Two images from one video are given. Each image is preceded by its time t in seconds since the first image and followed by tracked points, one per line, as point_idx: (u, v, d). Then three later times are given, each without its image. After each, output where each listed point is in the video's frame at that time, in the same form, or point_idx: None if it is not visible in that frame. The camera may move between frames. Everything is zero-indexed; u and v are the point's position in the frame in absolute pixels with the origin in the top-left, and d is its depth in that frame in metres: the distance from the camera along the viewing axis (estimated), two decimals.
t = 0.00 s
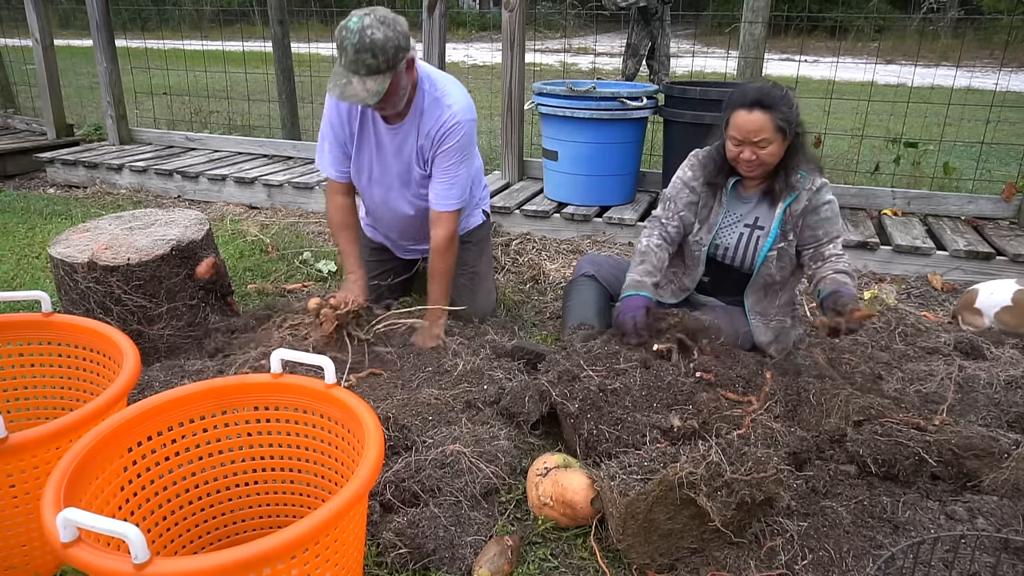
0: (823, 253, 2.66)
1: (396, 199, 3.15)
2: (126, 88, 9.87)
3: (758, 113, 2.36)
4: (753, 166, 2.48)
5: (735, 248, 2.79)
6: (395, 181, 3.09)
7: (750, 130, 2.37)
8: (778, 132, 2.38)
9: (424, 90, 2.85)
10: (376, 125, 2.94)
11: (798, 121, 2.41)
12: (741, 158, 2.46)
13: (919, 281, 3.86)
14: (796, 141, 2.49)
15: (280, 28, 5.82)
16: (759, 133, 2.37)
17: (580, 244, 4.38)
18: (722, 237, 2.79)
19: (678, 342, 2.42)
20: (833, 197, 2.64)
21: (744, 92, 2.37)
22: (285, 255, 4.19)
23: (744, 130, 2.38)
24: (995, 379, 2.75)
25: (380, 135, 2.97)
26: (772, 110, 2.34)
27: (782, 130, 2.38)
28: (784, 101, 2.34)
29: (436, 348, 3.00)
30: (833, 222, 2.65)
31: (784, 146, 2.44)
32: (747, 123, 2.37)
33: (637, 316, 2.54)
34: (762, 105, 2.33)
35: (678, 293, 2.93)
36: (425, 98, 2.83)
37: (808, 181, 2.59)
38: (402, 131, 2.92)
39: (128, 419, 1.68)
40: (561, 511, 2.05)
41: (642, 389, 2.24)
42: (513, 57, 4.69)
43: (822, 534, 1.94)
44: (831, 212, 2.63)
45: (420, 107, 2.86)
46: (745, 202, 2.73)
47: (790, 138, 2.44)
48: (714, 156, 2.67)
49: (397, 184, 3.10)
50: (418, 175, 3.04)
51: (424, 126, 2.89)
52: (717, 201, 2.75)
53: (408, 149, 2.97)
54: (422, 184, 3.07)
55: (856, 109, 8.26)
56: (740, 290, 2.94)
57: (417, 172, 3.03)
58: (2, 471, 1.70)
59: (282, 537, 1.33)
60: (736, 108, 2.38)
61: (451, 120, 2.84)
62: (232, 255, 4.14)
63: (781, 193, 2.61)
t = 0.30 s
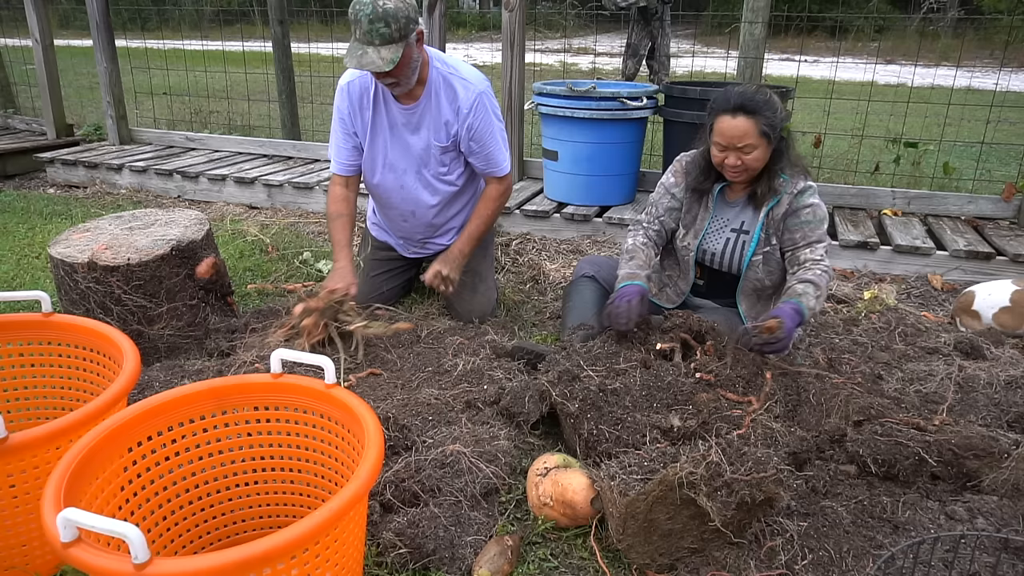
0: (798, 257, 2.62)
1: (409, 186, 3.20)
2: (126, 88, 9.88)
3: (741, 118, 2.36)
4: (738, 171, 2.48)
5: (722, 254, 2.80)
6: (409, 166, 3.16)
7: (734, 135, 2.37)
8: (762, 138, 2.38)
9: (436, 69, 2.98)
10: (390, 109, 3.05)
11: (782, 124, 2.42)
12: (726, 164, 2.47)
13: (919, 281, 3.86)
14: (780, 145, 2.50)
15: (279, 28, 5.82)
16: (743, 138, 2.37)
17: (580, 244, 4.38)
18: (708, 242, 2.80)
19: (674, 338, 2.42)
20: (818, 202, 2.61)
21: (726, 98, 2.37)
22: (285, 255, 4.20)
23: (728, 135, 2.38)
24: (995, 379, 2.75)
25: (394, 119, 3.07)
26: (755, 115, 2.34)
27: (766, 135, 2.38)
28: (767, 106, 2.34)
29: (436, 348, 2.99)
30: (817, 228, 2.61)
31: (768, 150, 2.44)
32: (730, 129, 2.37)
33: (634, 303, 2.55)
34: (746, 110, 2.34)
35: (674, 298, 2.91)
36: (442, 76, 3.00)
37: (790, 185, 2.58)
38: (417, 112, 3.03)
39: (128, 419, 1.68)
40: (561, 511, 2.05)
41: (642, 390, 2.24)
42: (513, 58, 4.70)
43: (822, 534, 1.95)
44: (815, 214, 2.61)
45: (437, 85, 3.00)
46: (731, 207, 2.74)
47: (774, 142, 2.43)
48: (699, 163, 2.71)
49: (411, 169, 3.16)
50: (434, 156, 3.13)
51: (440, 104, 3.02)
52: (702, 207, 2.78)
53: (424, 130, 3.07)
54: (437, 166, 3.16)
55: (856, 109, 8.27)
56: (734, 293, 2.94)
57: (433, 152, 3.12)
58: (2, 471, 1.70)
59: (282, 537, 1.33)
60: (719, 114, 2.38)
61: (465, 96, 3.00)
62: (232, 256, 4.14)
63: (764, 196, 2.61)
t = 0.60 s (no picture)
0: (783, 257, 2.62)
1: (412, 175, 3.33)
2: (126, 88, 9.89)
3: (733, 121, 2.36)
4: (732, 174, 2.47)
5: (719, 256, 2.81)
6: (414, 154, 3.30)
7: (726, 139, 2.37)
8: (754, 139, 2.39)
9: (449, 62, 3.19)
10: (402, 98, 3.24)
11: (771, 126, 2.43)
12: (719, 167, 2.46)
13: (919, 281, 3.86)
14: (771, 145, 2.52)
15: (279, 28, 5.82)
16: (736, 141, 2.37)
17: (580, 244, 4.38)
18: (705, 245, 2.83)
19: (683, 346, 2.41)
20: (808, 200, 2.58)
21: (716, 101, 2.37)
22: (285, 255, 4.20)
23: (720, 139, 2.37)
24: (995, 379, 2.75)
25: (404, 108, 3.25)
26: (746, 118, 2.35)
27: (758, 137, 2.39)
28: (757, 107, 2.35)
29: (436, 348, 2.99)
30: (806, 226, 2.59)
31: (761, 152, 2.44)
32: (722, 132, 2.37)
33: (678, 343, 2.44)
34: (736, 113, 2.35)
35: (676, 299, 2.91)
36: (453, 69, 3.19)
37: (780, 184, 2.57)
38: (427, 101, 3.21)
39: (128, 419, 1.68)
40: (561, 510, 2.05)
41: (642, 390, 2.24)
42: (513, 58, 4.70)
43: (823, 534, 1.94)
44: (805, 214, 2.58)
45: (448, 77, 3.19)
46: (727, 209, 2.74)
47: (766, 144, 2.44)
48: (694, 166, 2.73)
49: (415, 158, 3.30)
50: (439, 145, 3.27)
51: (449, 95, 3.20)
52: (701, 211, 2.80)
53: (432, 119, 3.24)
54: (441, 156, 3.29)
55: (856, 109, 8.27)
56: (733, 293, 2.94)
57: (438, 141, 3.26)
58: (2, 471, 1.70)
59: (281, 537, 1.33)
60: (710, 118, 2.38)
61: (474, 88, 3.18)
62: (232, 256, 4.14)
63: (756, 196, 2.61)
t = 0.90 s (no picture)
0: (806, 258, 2.65)
1: (422, 165, 3.34)
2: (126, 89, 9.89)
3: (740, 121, 2.36)
4: (737, 174, 2.47)
5: (723, 255, 2.79)
6: (424, 145, 3.33)
7: (733, 139, 2.37)
8: (761, 140, 2.38)
9: (461, 55, 3.26)
10: (415, 88, 3.27)
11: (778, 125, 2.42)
12: (725, 167, 2.46)
13: (919, 281, 3.87)
14: (779, 146, 2.49)
15: (279, 28, 5.82)
16: (743, 141, 2.36)
17: (580, 244, 4.39)
18: (709, 244, 2.80)
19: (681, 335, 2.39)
20: (819, 199, 2.62)
21: (723, 101, 2.36)
22: (285, 255, 4.20)
23: (727, 139, 2.37)
24: (995, 379, 2.75)
25: (416, 98, 3.28)
26: (754, 118, 2.34)
27: (765, 137, 2.38)
28: (766, 108, 2.34)
29: (437, 348, 2.99)
30: (819, 225, 2.62)
31: (767, 152, 2.43)
32: (730, 132, 2.36)
33: (650, 310, 2.49)
34: (744, 113, 2.34)
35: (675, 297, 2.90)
36: (465, 63, 3.26)
37: (790, 185, 2.58)
38: (439, 92, 3.26)
39: (128, 419, 1.68)
40: (561, 510, 2.05)
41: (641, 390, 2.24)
42: (513, 58, 4.70)
43: (823, 534, 1.94)
44: (818, 212, 2.62)
45: (460, 71, 3.26)
46: (732, 208, 2.73)
47: (772, 145, 2.44)
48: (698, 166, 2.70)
49: (426, 148, 3.33)
50: (450, 136, 3.30)
51: (461, 86, 3.25)
52: (703, 209, 2.78)
53: (443, 109, 3.28)
54: (451, 146, 3.32)
55: (856, 109, 8.27)
56: (734, 293, 2.93)
57: (450, 132, 3.30)
58: (3, 471, 1.70)
59: (281, 537, 1.33)
60: (717, 118, 2.38)
61: (485, 80, 3.25)
62: (232, 255, 4.14)
63: (764, 197, 2.60)
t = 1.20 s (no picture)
0: (810, 258, 2.65)
1: (424, 155, 3.34)
2: (126, 89, 9.90)
3: (746, 121, 2.35)
4: (742, 174, 2.47)
5: (730, 256, 2.80)
6: (427, 135, 3.33)
7: (739, 139, 2.36)
8: (767, 140, 2.37)
9: (467, 51, 3.32)
10: (420, 81, 3.31)
11: (784, 125, 2.42)
12: (730, 167, 2.45)
13: (919, 281, 3.87)
14: (784, 146, 2.48)
15: (280, 28, 5.82)
16: (749, 141, 2.35)
17: (580, 244, 4.39)
18: (716, 244, 2.81)
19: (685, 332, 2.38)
20: (825, 199, 2.61)
21: (730, 100, 2.36)
22: (285, 255, 4.20)
23: (733, 139, 2.36)
24: (995, 379, 2.75)
25: (421, 91, 3.31)
26: (760, 119, 2.34)
27: (771, 138, 2.38)
28: (771, 107, 2.34)
29: (437, 349, 2.99)
30: (825, 226, 2.62)
31: (773, 153, 2.43)
32: (736, 132, 2.35)
33: (668, 299, 2.43)
34: (750, 113, 2.33)
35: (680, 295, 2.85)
36: (470, 57, 3.32)
37: (797, 185, 2.57)
38: (445, 85, 3.30)
39: (128, 419, 1.68)
40: (561, 511, 2.05)
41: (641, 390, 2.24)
42: (513, 58, 4.70)
43: (822, 534, 1.94)
44: (823, 213, 2.61)
45: (465, 65, 3.31)
46: (738, 208, 2.71)
47: (779, 145, 2.43)
48: (705, 165, 2.69)
49: (428, 138, 3.33)
50: (453, 126, 3.31)
51: (467, 80, 3.30)
52: (710, 208, 2.76)
53: (447, 100, 3.30)
54: (454, 137, 3.33)
55: (856, 109, 8.28)
56: (737, 293, 2.95)
57: (452, 122, 3.31)
58: (3, 471, 1.70)
59: (281, 537, 1.32)
60: (723, 117, 2.37)
61: (490, 75, 3.30)
62: (232, 255, 4.14)
63: (771, 198, 2.59)
